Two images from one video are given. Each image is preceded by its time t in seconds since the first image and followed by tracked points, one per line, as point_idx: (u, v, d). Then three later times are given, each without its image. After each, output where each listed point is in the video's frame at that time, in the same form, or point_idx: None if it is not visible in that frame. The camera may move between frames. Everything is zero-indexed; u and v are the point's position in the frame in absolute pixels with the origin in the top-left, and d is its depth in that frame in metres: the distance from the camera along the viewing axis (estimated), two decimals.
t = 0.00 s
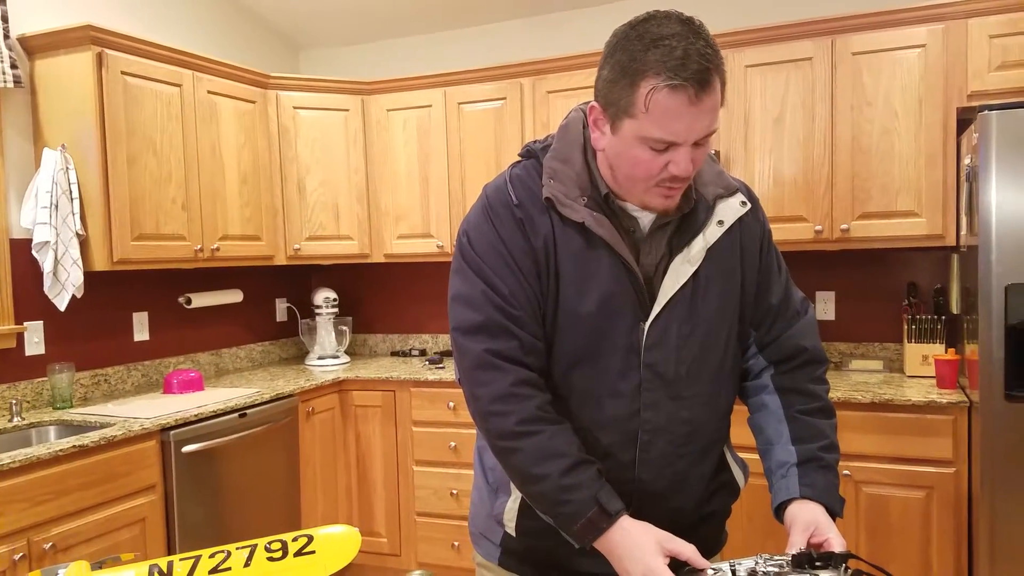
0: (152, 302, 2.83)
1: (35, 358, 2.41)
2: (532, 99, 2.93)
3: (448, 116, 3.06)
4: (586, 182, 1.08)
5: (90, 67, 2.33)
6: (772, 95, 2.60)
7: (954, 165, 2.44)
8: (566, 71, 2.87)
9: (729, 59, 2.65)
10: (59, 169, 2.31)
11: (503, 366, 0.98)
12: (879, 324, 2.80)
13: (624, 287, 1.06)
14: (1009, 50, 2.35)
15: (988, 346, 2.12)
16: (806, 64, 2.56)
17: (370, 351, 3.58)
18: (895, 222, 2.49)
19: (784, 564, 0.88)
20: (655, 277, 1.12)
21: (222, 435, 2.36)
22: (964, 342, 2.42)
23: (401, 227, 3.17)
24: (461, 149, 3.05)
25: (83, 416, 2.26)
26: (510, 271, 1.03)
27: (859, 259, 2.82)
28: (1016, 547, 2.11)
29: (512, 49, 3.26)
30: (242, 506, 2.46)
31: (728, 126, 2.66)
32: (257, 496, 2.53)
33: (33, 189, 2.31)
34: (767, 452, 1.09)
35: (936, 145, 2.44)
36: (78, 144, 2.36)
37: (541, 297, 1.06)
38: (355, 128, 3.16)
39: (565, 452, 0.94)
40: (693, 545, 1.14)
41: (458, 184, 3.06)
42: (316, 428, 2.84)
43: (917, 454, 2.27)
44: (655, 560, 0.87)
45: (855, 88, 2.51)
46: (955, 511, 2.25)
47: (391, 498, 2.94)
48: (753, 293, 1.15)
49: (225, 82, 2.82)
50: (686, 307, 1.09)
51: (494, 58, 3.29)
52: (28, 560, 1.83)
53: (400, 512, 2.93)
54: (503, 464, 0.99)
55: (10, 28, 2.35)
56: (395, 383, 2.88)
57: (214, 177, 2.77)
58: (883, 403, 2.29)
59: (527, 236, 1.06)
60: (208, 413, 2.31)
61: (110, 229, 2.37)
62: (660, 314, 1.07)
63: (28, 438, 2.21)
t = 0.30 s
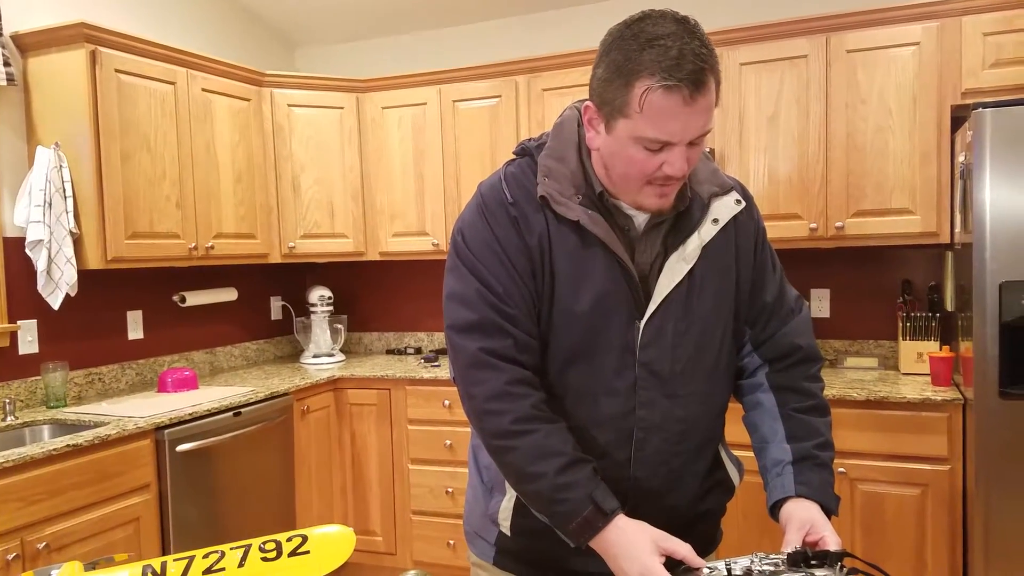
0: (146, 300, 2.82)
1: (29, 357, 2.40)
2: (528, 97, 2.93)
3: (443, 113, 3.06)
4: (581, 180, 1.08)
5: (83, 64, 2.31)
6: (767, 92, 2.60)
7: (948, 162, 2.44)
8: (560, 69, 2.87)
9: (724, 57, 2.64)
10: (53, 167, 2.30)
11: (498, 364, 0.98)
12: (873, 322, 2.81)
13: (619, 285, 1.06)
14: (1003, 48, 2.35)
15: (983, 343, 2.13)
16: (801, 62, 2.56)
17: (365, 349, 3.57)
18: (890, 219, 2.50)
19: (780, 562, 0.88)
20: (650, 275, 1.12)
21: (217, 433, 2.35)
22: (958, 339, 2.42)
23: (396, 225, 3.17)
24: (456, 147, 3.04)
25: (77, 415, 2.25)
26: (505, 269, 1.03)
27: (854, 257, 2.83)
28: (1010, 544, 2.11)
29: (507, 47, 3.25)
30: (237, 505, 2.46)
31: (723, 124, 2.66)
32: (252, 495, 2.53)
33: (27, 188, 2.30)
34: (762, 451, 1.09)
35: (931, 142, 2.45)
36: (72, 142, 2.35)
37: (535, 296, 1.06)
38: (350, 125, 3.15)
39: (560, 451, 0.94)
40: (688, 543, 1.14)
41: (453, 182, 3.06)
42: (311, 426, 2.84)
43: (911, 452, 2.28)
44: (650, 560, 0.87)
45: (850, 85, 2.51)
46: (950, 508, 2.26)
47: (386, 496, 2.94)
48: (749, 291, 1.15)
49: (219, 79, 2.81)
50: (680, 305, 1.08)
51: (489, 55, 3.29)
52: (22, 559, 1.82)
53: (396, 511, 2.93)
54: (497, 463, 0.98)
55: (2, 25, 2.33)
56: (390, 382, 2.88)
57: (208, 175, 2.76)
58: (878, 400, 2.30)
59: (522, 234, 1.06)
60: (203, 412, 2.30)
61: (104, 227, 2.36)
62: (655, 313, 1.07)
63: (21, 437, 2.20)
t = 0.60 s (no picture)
0: (143, 301, 2.81)
1: (26, 358, 2.40)
2: (524, 97, 2.93)
3: (440, 113, 3.05)
4: (577, 181, 1.08)
5: (79, 65, 2.31)
6: (764, 92, 2.59)
7: (945, 162, 2.44)
8: (557, 69, 2.86)
9: (720, 56, 2.64)
10: (50, 168, 2.29)
11: (495, 364, 0.98)
12: (870, 321, 2.81)
13: (616, 285, 1.06)
14: (999, 47, 2.35)
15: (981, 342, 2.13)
16: (797, 61, 2.55)
17: (362, 349, 3.57)
18: (887, 218, 2.50)
19: (777, 563, 0.88)
20: (647, 275, 1.12)
21: (215, 434, 2.35)
22: (956, 338, 2.42)
23: (393, 225, 3.16)
24: (453, 147, 3.04)
25: (75, 416, 2.25)
26: (502, 269, 1.03)
27: (851, 256, 2.83)
28: (1008, 543, 2.11)
29: (503, 46, 3.25)
30: (235, 506, 2.46)
31: (720, 123, 2.66)
32: (250, 495, 2.52)
33: (24, 189, 2.29)
34: (760, 451, 1.09)
35: (927, 141, 2.45)
36: (69, 142, 2.35)
37: (533, 295, 1.06)
38: (347, 125, 3.14)
39: (557, 451, 0.94)
40: (685, 543, 1.14)
41: (450, 182, 3.06)
42: (309, 426, 2.84)
43: (909, 451, 2.28)
44: (648, 561, 0.87)
45: (846, 84, 2.51)
46: (948, 507, 2.26)
47: (384, 496, 2.93)
48: (746, 291, 1.15)
49: (216, 80, 2.81)
50: (677, 305, 1.08)
51: (485, 55, 3.29)
52: (20, 560, 1.82)
53: (394, 511, 2.93)
54: (494, 463, 0.98)
55: None
56: (388, 382, 2.88)
57: (206, 176, 2.76)
58: (876, 400, 2.30)
59: (519, 235, 1.06)
60: (201, 412, 2.30)
61: (101, 228, 2.36)
62: (653, 313, 1.07)
63: (19, 438, 2.20)
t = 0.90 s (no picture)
0: (141, 299, 2.81)
1: (23, 356, 2.39)
2: (523, 96, 2.93)
3: (439, 112, 3.05)
4: (575, 180, 1.08)
5: (78, 62, 2.30)
6: (763, 92, 2.59)
7: (944, 162, 2.44)
8: (556, 68, 2.86)
9: (719, 56, 2.64)
10: (48, 166, 2.29)
11: (492, 365, 0.97)
12: (868, 322, 2.81)
13: (613, 285, 1.06)
14: (999, 48, 2.35)
15: (978, 343, 2.13)
16: (796, 61, 2.55)
17: (361, 348, 3.56)
18: (886, 219, 2.50)
19: (773, 564, 0.88)
20: (644, 275, 1.11)
21: (212, 433, 2.35)
22: (953, 339, 2.42)
23: (391, 224, 3.16)
24: (452, 146, 3.04)
25: (72, 414, 2.25)
26: (499, 268, 1.02)
27: (849, 257, 2.83)
28: (1005, 544, 2.11)
29: (502, 46, 3.25)
30: (233, 505, 2.45)
31: (718, 123, 2.66)
32: (247, 494, 2.52)
33: (22, 187, 2.29)
34: (756, 451, 1.09)
35: (926, 142, 2.45)
36: (67, 140, 2.34)
37: (530, 295, 1.05)
38: (345, 124, 3.14)
39: (555, 451, 0.94)
40: (682, 543, 1.13)
41: (449, 181, 3.05)
42: (306, 425, 2.83)
43: (906, 451, 2.28)
44: (643, 561, 0.87)
45: (845, 85, 2.51)
46: (945, 508, 2.26)
47: (382, 496, 2.93)
48: (743, 291, 1.15)
49: (215, 78, 2.80)
50: (675, 305, 1.08)
51: (485, 54, 3.28)
52: (16, 559, 1.81)
53: (391, 510, 2.93)
54: (491, 463, 0.98)
55: None
56: (386, 381, 2.88)
57: (204, 174, 2.76)
58: (874, 400, 2.30)
59: (517, 234, 1.05)
60: (198, 411, 2.30)
61: (99, 226, 2.35)
62: (650, 313, 1.06)
63: (17, 436, 2.20)
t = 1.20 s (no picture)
0: (140, 300, 2.81)
1: (22, 357, 2.39)
2: (522, 96, 2.92)
3: (437, 112, 3.05)
4: (571, 180, 1.08)
5: (76, 64, 2.30)
6: (761, 91, 2.59)
7: (942, 161, 2.44)
8: (554, 68, 2.86)
9: (718, 56, 2.64)
10: (46, 168, 2.29)
11: (489, 364, 0.97)
12: (867, 321, 2.81)
13: (610, 284, 1.06)
14: (997, 46, 2.35)
15: (977, 342, 2.13)
16: (795, 60, 2.55)
17: (360, 348, 3.56)
18: (885, 218, 2.50)
19: (771, 564, 0.88)
20: (641, 275, 1.11)
21: (211, 433, 2.35)
22: (953, 338, 2.42)
23: (390, 224, 3.16)
24: (451, 147, 3.04)
25: (71, 415, 2.25)
26: (496, 268, 1.02)
27: (848, 256, 2.83)
28: (1005, 543, 2.11)
29: (500, 46, 3.25)
30: (232, 506, 2.45)
31: (717, 123, 2.66)
32: (246, 495, 2.52)
33: (21, 188, 2.29)
34: (754, 451, 1.09)
35: (924, 141, 2.45)
36: (65, 141, 2.34)
37: (526, 295, 1.05)
38: (344, 124, 3.14)
39: (551, 452, 0.94)
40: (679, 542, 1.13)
41: (448, 181, 3.05)
42: (305, 426, 2.83)
43: (906, 451, 2.28)
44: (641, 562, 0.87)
45: (843, 84, 2.51)
46: (944, 507, 2.26)
47: (381, 496, 2.93)
48: (740, 291, 1.15)
49: (213, 79, 2.80)
50: (672, 305, 1.08)
51: (483, 54, 3.28)
52: (15, 560, 1.82)
53: (391, 510, 2.93)
54: (488, 462, 0.98)
55: None
56: (385, 381, 2.88)
57: (202, 175, 2.76)
58: (873, 399, 2.29)
59: (514, 233, 1.05)
60: (197, 412, 2.30)
61: (98, 227, 2.35)
62: (647, 313, 1.06)
63: (15, 437, 2.20)
